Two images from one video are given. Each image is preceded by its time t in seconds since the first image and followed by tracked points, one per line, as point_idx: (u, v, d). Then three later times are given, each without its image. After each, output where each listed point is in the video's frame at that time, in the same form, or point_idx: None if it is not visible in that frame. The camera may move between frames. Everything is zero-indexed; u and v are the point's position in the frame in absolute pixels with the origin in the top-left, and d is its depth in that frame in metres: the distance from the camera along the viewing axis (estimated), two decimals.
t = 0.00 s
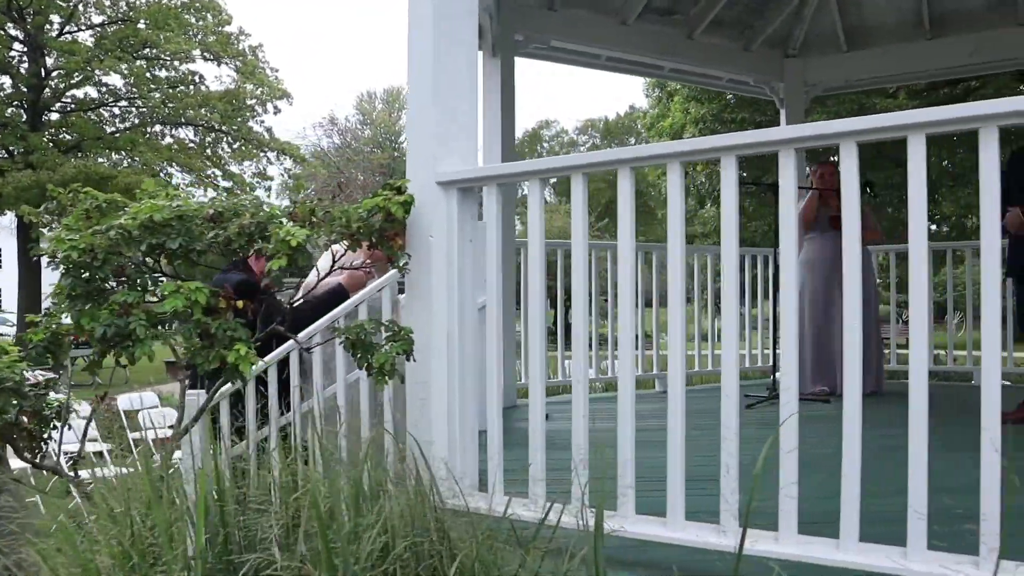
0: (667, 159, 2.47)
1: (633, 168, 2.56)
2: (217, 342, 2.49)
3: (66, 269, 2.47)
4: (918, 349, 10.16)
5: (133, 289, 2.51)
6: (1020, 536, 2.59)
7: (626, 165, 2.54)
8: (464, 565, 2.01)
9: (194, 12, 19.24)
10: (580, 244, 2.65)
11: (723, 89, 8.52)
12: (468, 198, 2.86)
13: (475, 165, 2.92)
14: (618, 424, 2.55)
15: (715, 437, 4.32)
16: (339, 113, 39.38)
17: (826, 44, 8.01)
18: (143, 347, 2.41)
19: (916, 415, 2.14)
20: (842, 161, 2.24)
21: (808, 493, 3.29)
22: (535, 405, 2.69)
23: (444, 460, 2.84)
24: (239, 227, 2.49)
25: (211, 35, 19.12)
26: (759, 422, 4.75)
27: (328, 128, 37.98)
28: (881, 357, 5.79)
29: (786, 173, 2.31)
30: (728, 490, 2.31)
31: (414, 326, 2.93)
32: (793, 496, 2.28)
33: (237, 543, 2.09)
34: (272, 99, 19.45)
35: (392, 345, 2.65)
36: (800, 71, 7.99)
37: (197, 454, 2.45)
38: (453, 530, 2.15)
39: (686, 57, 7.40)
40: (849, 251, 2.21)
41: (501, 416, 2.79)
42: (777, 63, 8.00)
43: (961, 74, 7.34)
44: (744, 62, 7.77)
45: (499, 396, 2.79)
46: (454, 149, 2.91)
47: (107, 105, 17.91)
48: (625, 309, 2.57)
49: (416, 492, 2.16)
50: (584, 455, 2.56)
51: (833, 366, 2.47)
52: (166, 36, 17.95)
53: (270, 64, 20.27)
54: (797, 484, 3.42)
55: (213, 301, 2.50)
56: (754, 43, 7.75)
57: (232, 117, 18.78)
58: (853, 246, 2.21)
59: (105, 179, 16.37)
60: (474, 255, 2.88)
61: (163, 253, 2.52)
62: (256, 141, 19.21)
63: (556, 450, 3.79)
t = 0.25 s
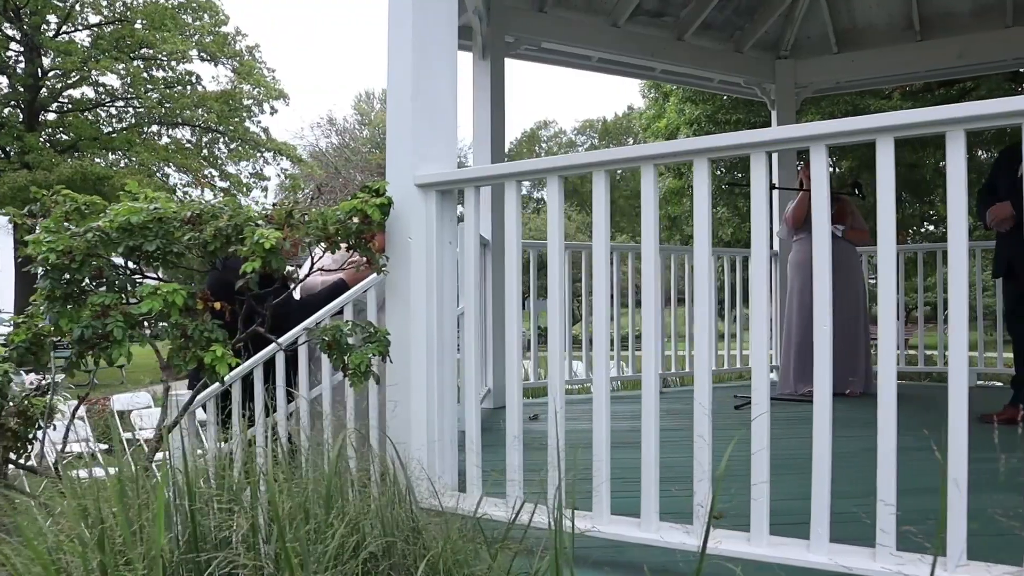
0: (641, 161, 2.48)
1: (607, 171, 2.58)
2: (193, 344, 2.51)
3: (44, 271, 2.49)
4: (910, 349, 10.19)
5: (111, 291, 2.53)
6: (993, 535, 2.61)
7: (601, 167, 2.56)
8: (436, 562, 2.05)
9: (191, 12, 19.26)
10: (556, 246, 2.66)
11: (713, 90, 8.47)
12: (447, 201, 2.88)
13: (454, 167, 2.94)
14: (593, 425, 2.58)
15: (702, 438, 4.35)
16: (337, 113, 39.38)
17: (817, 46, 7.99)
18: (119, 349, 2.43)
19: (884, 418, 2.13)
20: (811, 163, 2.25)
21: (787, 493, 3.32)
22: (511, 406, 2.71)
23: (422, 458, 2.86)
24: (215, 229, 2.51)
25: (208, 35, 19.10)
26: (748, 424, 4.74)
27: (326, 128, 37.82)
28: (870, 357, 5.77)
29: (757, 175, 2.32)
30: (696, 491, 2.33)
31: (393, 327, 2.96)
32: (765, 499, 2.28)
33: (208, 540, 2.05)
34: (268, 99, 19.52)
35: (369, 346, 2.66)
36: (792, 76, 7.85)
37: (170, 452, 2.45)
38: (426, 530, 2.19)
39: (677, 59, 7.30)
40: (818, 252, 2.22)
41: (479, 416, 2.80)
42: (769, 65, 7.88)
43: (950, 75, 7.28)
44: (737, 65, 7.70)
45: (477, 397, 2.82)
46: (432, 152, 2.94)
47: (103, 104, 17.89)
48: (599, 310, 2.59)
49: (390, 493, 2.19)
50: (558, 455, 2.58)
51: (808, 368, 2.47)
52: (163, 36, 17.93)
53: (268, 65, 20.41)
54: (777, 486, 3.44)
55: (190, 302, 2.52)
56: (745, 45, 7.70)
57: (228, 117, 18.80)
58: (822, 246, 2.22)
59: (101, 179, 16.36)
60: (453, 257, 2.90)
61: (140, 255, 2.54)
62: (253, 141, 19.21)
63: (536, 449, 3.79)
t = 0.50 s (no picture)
0: (626, 164, 2.49)
1: (592, 174, 2.59)
2: (180, 346, 2.52)
3: (31, 272, 2.50)
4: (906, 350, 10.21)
5: (98, 292, 2.53)
6: (976, 534, 2.65)
7: (586, 169, 2.57)
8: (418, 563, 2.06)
9: (188, 12, 19.24)
10: (541, 249, 2.67)
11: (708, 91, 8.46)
12: (434, 203, 2.89)
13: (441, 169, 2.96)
14: (578, 426, 2.59)
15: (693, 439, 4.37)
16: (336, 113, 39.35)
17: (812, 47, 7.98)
18: (105, 350, 2.44)
19: (865, 420, 2.13)
20: (792, 165, 2.26)
21: (774, 494, 3.35)
22: (497, 408, 2.73)
23: (410, 458, 2.87)
24: (202, 231, 2.53)
25: (206, 36, 19.09)
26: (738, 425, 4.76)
27: (324, 128, 37.78)
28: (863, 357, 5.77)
29: (740, 178, 2.34)
30: (678, 492, 2.35)
31: (380, 328, 2.97)
32: (748, 500, 2.28)
33: (190, 540, 2.06)
34: (266, 99, 19.49)
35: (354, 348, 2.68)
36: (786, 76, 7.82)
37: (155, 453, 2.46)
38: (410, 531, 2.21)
39: (672, 61, 7.29)
40: (800, 253, 2.23)
41: (466, 416, 2.81)
42: (764, 65, 7.86)
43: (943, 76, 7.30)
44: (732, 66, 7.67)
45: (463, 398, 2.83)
46: (419, 155, 2.95)
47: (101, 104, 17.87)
48: (584, 312, 2.61)
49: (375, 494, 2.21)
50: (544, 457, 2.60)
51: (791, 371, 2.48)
52: (160, 36, 17.93)
53: (265, 64, 20.35)
54: (766, 487, 3.47)
55: (177, 304, 2.53)
56: (740, 46, 7.68)
57: (226, 117, 18.81)
58: (804, 248, 2.23)
59: (98, 179, 16.35)
60: (441, 260, 2.91)
61: (127, 256, 2.55)
62: (251, 141, 19.21)
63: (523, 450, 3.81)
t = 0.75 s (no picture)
0: (614, 169, 2.52)
1: (580, 179, 2.62)
2: (171, 348, 2.54)
3: (24, 275, 2.52)
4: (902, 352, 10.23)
5: (90, 295, 2.56)
6: (959, 536, 2.69)
7: (573, 175, 2.60)
8: (404, 564, 2.09)
9: (187, 12, 19.26)
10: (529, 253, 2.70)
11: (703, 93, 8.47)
12: (423, 207, 2.92)
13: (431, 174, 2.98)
14: (566, 428, 2.62)
15: (686, 441, 4.40)
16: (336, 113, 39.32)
17: (806, 50, 8.00)
18: (98, 352, 2.46)
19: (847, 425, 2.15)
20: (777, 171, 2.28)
21: (763, 496, 3.38)
22: (487, 410, 2.76)
23: (400, 460, 2.89)
24: (194, 235, 2.57)
25: (204, 36, 19.10)
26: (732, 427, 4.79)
27: (323, 128, 37.77)
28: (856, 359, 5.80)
29: (726, 184, 2.36)
30: (664, 495, 2.37)
31: (370, 331, 2.99)
32: (734, 503, 2.30)
33: (180, 540, 2.08)
34: (265, 99, 19.49)
35: (344, 351, 2.71)
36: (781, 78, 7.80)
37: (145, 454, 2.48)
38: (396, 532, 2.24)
39: (668, 63, 7.29)
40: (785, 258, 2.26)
41: (456, 416, 2.84)
42: (759, 67, 7.87)
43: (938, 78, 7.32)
44: (727, 68, 7.68)
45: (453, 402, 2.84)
46: (410, 159, 2.98)
47: (100, 104, 17.87)
48: (572, 314, 2.64)
49: (362, 496, 2.24)
50: (532, 458, 2.63)
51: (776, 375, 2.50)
52: (159, 36, 17.93)
53: (264, 65, 20.34)
54: (756, 489, 3.50)
55: (168, 307, 2.56)
56: (735, 49, 7.69)
57: (224, 117, 18.83)
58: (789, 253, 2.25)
59: (97, 179, 16.34)
60: (432, 263, 2.95)
61: (120, 260, 2.57)
62: (249, 141, 19.23)
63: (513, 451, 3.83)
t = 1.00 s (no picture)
0: (608, 174, 2.54)
1: (574, 184, 2.64)
2: (168, 352, 2.56)
3: (23, 279, 2.53)
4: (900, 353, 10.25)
5: (88, 299, 2.57)
6: (950, 537, 2.71)
7: (568, 179, 2.62)
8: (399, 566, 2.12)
9: (187, 12, 19.28)
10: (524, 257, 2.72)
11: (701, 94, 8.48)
12: (420, 211, 2.94)
13: (427, 178, 3.00)
14: (560, 429, 2.65)
15: (682, 443, 4.42)
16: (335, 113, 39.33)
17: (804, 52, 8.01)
18: (95, 355, 2.48)
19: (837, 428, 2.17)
20: (769, 176, 2.30)
21: (757, 498, 3.40)
22: (482, 413, 2.78)
23: (395, 462, 2.92)
24: (191, 240, 2.59)
25: (204, 36, 19.11)
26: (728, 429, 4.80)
27: (324, 129, 37.75)
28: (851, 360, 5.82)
29: (718, 188, 2.38)
30: (657, 497, 2.40)
31: (367, 334, 3.01)
32: (726, 506, 2.32)
33: (178, 543, 2.11)
34: (264, 99, 19.50)
35: (341, 354, 2.73)
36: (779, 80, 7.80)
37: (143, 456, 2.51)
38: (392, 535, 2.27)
39: (666, 64, 7.30)
40: (776, 262, 2.28)
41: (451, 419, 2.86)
42: (757, 69, 7.88)
43: (936, 80, 7.32)
44: (725, 70, 7.69)
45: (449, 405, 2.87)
46: (407, 163, 3.00)
47: (99, 105, 17.88)
48: (567, 317, 2.66)
49: (358, 500, 2.27)
50: (527, 461, 2.66)
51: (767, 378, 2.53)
52: (159, 36, 17.94)
53: (263, 65, 20.35)
54: (751, 491, 3.52)
55: (165, 311, 2.58)
56: (733, 51, 7.69)
57: (224, 117, 18.86)
58: (780, 257, 2.27)
59: (96, 180, 16.35)
60: (428, 267, 2.97)
61: (118, 264, 2.59)
62: (249, 141, 19.24)
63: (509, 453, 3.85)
